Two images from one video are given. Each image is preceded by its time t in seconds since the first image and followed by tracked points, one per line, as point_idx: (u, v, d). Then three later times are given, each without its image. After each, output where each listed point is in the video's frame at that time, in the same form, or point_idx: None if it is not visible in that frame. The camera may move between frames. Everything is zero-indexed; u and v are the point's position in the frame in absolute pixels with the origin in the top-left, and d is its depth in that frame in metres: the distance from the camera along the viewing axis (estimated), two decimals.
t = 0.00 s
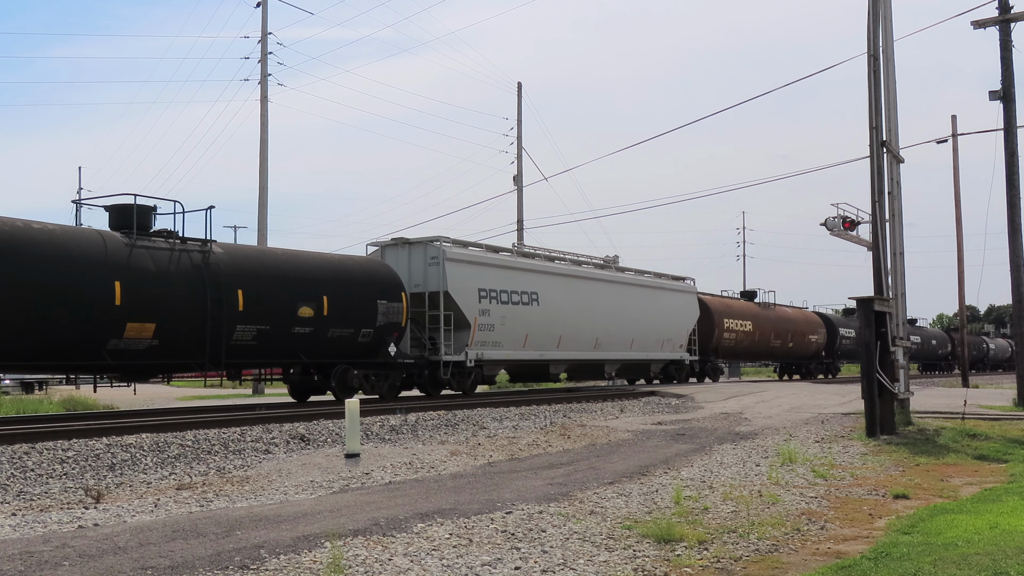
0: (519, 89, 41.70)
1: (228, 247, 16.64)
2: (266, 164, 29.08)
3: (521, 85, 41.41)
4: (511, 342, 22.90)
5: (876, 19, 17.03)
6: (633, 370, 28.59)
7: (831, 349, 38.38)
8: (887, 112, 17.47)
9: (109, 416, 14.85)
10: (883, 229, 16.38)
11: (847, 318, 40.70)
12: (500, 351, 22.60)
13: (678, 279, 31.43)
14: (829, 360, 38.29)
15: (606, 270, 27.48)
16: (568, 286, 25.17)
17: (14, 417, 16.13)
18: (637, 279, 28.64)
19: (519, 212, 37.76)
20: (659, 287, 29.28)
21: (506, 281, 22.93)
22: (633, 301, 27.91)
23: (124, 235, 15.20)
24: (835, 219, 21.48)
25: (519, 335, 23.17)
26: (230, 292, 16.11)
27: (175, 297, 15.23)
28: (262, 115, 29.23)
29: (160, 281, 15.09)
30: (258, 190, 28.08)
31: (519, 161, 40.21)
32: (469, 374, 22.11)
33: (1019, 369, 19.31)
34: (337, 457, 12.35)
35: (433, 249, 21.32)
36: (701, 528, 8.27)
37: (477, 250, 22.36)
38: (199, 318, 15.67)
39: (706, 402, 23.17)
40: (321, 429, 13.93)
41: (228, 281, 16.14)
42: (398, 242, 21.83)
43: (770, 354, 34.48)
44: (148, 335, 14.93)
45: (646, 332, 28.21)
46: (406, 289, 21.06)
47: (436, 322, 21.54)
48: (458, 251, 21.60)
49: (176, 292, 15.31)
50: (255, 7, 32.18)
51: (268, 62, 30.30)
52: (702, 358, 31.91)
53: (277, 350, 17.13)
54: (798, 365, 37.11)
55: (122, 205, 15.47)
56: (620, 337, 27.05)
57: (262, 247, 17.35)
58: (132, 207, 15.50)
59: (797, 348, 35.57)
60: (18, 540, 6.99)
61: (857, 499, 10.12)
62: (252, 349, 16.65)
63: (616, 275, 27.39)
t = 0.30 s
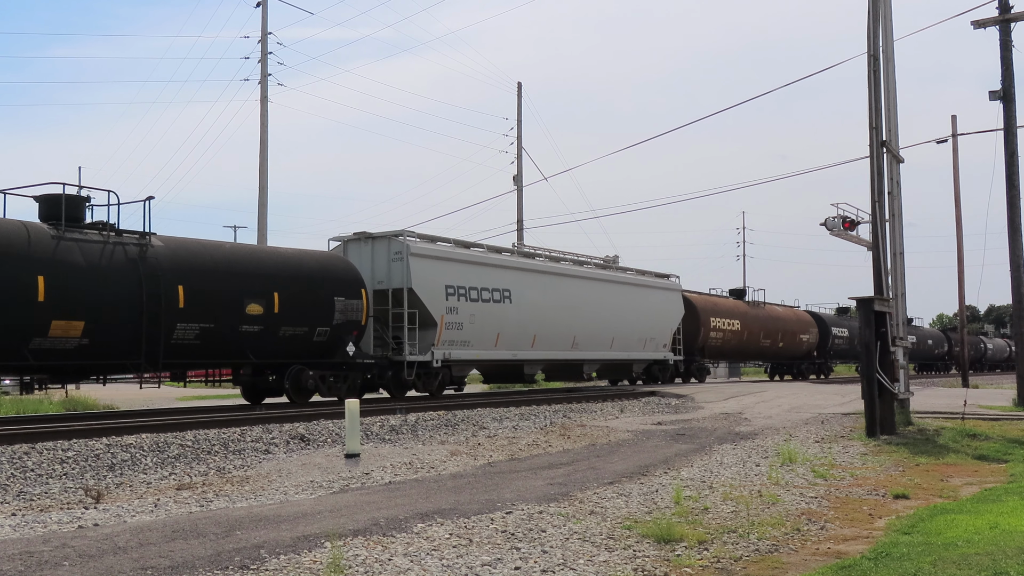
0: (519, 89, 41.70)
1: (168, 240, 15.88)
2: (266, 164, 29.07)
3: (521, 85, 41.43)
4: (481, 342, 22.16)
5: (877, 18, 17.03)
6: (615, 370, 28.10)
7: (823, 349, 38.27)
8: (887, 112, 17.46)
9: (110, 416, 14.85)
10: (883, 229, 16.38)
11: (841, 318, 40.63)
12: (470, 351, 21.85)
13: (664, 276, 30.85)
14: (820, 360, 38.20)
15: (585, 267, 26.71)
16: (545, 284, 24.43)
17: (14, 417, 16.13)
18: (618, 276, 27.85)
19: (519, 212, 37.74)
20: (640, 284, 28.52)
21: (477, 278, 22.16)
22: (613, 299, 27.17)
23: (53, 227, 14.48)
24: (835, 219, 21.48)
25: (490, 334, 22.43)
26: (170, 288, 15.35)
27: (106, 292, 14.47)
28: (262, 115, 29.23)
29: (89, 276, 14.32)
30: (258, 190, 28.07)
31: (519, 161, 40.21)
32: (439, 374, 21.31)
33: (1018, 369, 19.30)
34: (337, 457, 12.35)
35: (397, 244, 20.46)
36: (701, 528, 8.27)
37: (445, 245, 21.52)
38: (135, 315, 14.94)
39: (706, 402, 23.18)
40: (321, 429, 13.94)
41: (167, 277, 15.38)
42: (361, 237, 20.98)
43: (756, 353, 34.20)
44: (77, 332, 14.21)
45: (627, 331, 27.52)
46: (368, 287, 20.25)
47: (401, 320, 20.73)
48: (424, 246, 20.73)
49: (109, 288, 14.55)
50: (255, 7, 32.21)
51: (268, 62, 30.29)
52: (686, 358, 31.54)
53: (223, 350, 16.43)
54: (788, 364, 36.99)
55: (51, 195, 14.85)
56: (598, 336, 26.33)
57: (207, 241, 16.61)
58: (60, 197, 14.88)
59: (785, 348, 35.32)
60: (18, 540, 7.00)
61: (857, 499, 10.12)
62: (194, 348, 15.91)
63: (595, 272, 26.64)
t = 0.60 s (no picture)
0: (519, 89, 41.71)
1: (101, 232, 14.80)
2: (265, 164, 29.08)
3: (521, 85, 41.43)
4: (448, 342, 21.20)
5: (876, 18, 17.03)
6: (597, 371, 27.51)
7: (814, 349, 38.07)
8: (887, 112, 17.46)
9: (110, 416, 14.85)
10: (883, 229, 16.38)
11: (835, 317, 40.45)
12: (436, 351, 20.86)
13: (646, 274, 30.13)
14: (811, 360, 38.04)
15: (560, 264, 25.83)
16: (519, 281, 23.56)
17: (15, 417, 16.15)
18: (595, 274, 26.95)
19: (519, 212, 37.73)
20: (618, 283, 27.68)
21: (445, 275, 21.24)
22: (590, 297, 26.30)
23: None
24: (835, 219, 21.47)
25: (459, 333, 21.47)
26: (101, 284, 14.32)
27: (30, 289, 13.41)
28: (262, 115, 29.23)
29: (9, 272, 13.23)
30: (258, 190, 28.07)
31: (519, 162, 40.21)
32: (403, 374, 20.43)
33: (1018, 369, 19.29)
34: (336, 457, 12.36)
35: (358, 238, 19.42)
36: (701, 528, 8.27)
37: (410, 240, 20.53)
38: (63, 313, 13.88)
39: (706, 402, 23.19)
40: (321, 429, 13.94)
41: (99, 270, 14.38)
42: (320, 230, 19.91)
43: (741, 352, 33.72)
44: None
45: (605, 330, 26.68)
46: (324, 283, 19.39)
47: (361, 319, 19.73)
48: (386, 241, 19.70)
49: (32, 284, 13.47)
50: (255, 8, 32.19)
51: (267, 62, 30.29)
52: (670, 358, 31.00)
53: (163, 349, 15.51)
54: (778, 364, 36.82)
55: None
56: (574, 336, 25.44)
57: (145, 233, 15.55)
58: None
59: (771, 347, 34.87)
60: (17, 540, 7.00)
61: (857, 499, 10.12)
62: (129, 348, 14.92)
63: (571, 269, 25.75)
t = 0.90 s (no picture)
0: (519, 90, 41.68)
1: (27, 225, 14.37)
2: (265, 164, 29.07)
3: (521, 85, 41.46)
4: (413, 341, 20.53)
5: (876, 18, 17.03)
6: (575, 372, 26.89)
7: (804, 348, 37.87)
8: (887, 112, 17.46)
9: (109, 416, 14.86)
10: (883, 229, 16.38)
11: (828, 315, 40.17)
12: (399, 351, 20.20)
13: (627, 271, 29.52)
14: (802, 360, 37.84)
15: (536, 260, 25.16)
16: (491, 277, 22.90)
17: (15, 417, 16.17)
18: (572, 271, 26.25)
19: (519, 212, 37.73)
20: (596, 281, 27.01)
21: (411, 271, 20.59)
22: (567, 295, 25.64)
23: None
24: (835, 219, 21.47)
25: (425, 332, 20.80)
26: (24, 279, 13.89)
27: None
28: (262, 115, 29.24)
29: None
30: (258, 191, 28.06)
31: (519, 162, 40.22)
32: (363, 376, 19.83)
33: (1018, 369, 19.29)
34: (336, 457, 12.36)
35: (313, 233, 18.83)
36: (701, 528, 8.28)
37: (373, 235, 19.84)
38: None
39: (706, 402, 23.19)
40: (322, 429, 13.94)
41: (20, 266, 13.87)
42: (274, 225, 19.39)
43: (726, 351, 33.18)
44: None
45: (581, 329, 26.02)
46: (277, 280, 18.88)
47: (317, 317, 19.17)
48: (344, 235, 19.04)
49: None
50: (255, 8, 32.44)
51: (268, 62, 30.30)
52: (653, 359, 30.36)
53: (96, 347, 15.07)
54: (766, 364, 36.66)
55: None
56: (549, 335, 24.76)
57: (75, 227, 15.11)
58: None
59: (756, 346, 34.37)
60: (17, 540, 7.00)
61: (857, 499, 10.13)
62: (57, 346, 14.48)
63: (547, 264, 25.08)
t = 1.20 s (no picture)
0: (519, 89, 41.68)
1: None
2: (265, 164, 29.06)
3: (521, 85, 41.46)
4: (373, 340, 19.49)
5: (876, 18, 17.02)
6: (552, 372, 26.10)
7: (796, 348, 37.62)
8: (887, 112, 17.46)
9: (110, 416, 14.86)
10: (883, 229, 16.38)
11: (819, 314, 39.91)
12: (358, 351, 19.16)
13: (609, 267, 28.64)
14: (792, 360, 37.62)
15: (510, 256, 24.14)
16: (462, 273, 21.94)
17: (15, 417, 16.15)
18: (549, 267, 25.22)
19: (519, 212, 37.71)
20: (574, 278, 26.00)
21: (373, 266, 19.56)
22: (543, 292, 24.64)
23: None
24: (835, 219, 21.48)
25: (386, 331, 19.76)
26: None
27: None
28: (262, 115, 29.23)
29: None
30: (258, 191, 28.05)
31: (519, 161, 40.20)
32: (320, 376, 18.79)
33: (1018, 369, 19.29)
34: (336, 457, 12.35)
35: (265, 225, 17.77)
36: (701, 528, 8.28)
37: (331, 228, 18.79)
38: None
39: (706, 402, 23.19)
40: (322, 429, 13.94)
41: None
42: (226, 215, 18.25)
43: (711, 350, 32.55)
44: None
45: (557, 328, 25.06)
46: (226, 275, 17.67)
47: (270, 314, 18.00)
48: (298, 228, 17.97)
49: None
50: (255, 7, 32.42)
51: (267, 62, 30.29)
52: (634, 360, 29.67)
53: (17, 347, 13.82)
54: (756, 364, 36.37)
55: None
56: (523, 334, 23.77)
57: None
58: None
59: (740, 345, 33.78)
60: (17, 540, 7.00)
61: (857, 499, 10.13)
62: None
63: (522, 260, 24.10)
